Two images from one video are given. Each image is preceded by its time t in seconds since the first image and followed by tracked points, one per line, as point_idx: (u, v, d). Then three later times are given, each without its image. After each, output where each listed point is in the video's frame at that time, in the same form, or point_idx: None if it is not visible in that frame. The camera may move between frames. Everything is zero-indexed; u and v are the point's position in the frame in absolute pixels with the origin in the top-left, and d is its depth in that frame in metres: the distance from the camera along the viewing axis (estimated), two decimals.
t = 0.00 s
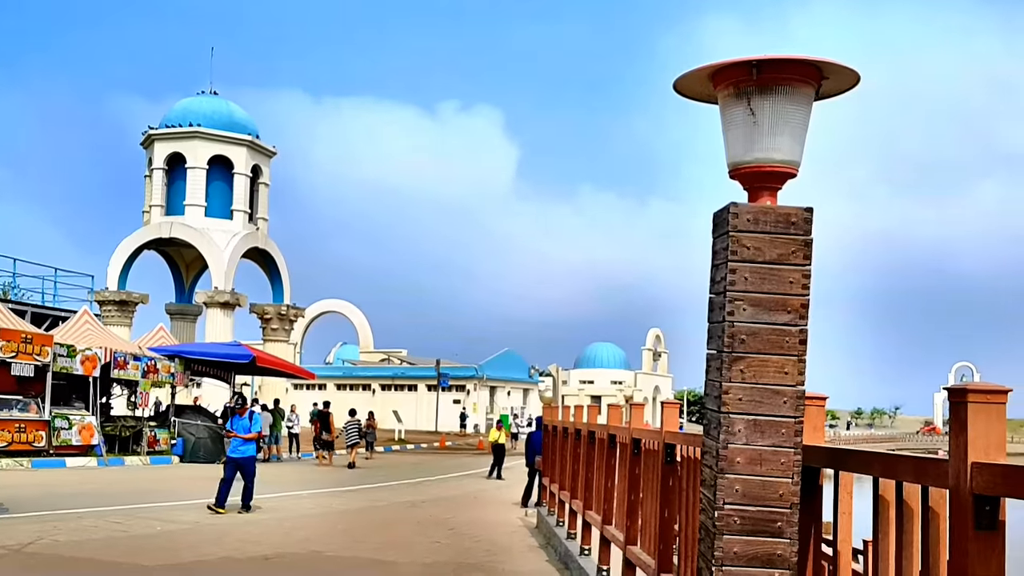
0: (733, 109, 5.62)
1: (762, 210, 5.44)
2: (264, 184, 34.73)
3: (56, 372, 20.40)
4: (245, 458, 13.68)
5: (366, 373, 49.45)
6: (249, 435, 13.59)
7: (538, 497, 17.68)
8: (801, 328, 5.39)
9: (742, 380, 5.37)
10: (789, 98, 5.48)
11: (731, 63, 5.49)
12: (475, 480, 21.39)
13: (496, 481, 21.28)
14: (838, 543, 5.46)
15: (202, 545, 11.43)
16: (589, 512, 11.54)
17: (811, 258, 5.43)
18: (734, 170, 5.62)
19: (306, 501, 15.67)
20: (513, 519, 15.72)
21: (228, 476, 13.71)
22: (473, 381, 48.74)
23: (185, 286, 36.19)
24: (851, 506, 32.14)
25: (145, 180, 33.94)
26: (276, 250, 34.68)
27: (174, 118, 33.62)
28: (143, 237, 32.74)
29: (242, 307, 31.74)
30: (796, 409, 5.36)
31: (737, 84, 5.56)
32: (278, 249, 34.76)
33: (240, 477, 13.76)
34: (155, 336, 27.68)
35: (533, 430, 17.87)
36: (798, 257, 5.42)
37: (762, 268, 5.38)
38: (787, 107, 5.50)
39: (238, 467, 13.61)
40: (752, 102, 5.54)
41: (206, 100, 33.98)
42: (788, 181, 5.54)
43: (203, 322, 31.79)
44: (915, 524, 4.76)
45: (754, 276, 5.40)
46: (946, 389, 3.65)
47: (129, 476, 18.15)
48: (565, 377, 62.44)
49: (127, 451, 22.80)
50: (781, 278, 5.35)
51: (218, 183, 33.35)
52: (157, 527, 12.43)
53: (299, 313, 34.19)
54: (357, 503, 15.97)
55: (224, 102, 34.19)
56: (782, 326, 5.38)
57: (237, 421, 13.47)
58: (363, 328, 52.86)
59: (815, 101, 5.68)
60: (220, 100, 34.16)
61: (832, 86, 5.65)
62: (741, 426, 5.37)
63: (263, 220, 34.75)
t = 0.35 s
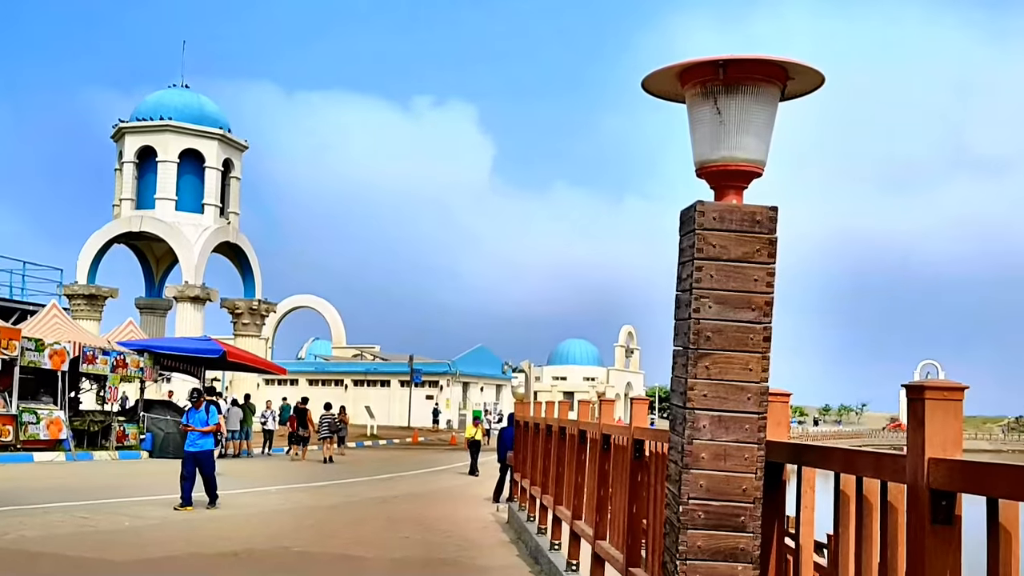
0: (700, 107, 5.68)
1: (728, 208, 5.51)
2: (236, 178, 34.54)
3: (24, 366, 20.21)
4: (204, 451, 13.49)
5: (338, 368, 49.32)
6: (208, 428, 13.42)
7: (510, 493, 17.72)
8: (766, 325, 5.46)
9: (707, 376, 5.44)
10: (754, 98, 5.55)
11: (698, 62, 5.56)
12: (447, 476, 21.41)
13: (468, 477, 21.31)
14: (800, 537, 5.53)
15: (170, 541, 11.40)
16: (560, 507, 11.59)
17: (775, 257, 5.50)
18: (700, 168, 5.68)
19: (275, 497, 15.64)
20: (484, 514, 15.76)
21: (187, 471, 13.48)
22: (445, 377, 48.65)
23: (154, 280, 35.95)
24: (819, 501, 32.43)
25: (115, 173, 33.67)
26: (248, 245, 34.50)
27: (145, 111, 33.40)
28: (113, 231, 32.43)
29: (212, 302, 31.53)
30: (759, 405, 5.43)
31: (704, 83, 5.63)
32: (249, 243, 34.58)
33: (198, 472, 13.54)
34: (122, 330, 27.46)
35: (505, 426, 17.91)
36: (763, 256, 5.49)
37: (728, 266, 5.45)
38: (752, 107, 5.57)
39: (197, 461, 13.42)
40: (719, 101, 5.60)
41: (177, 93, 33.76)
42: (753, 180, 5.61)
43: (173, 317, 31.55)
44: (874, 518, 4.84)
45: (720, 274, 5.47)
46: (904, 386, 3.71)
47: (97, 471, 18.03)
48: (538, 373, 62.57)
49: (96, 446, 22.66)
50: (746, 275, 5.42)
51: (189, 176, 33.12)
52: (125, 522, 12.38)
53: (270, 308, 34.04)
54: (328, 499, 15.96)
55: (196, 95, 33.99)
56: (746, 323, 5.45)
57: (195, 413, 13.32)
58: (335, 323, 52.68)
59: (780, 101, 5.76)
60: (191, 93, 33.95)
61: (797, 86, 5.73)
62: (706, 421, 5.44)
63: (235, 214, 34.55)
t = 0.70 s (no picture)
0: (664, 107, 5.64)
1: (692, 207, 5.47)
2: (203, 170, 34.23)
3: None
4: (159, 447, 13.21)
5: (308, 364, 49.07)
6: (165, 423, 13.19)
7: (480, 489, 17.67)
8: (729, 323, 5.42)
9: (670, 374, 5.40)
10: (717, 99, 5.51)
11: (662, 62, 5.50)
12: (417, 472, 21.33)
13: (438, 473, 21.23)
14: (763, 533, 5.49)
15: (133, 539, 11.23)
16: (529, 503, 11.54)
17: (739, 255, 5.47)
18: (665, 168, 5.63)
19: (241, 494, 15.49)
20: (453, 510, 15.71)
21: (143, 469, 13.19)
22: (417, 372, 48.55)
23: (120, 273, 35.58)
24: (787, 496, 32.67)
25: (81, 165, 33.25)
26: (215, 239, 34.19)
27: (111, 103, 33.02)
28: (78, 224, 31.98)
29: (179, 296, 31.21)
30: (723, 402, 5.39)
31: (667, 83, 5.57)
32: (217, 237, 34.28)
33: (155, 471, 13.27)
34: (88, 325, 27.12)
35: (475, 423, 17.84)
36: (726, 254, 5.45)
37: (692, 264, 5.40)
38: (715, 107, 5.53)
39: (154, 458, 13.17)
40: (682, 101, 5.55)
41: (144, 85, 33.41)
42: (716, 180, 5.57)
43: (139, 311, 31.18)
44: (834, 514, 4.81)
45: (683, 271, 5.42)
46: (862, 383, 3.67)
47: (60, 468, 17.80)
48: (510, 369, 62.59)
49: (59, 442, 22.38)
50: (709, 273, 5.38)
51: (155, 169, 32.79)
52: (86, 520, 12.20)
53: (238, 302, 33.76)
54: (295, 496, 15.84)
55: (163, 87, 33.65)
56: (709, 321, 5.42)
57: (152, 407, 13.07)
58: (305, 317, 52.39)
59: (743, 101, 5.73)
60: (159, 85, 33.61)
61: (760, 87, 5.71)
62: (669, 418, 5.39)
63: (202, 207, 34.24)
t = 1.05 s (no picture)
0: (630, 105, 5.71)
1: (658, 205, 5.55)
2: (176, 166, 34.00)
3: None
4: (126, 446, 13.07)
5: (281, 361, 48.88)
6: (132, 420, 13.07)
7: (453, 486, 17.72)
8: (694, 320, 5.50)
9: (637, 371, 5.47)
10: (683, 96, 5.59)
11: (628, 60, 5.56)
12: (390, 469, 21.35)
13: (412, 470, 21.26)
14: (728, 529, 5.57)
15: (104, 536, 11.21)
16: (500, 500, 11.61)
17: (704, 253, 5.55)
18: (631, 165, 5.70)
19: (212, 492, 15.45)
20: (426, 507, 15.75)
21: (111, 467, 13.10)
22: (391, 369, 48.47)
23: (91, 270, 35.31)
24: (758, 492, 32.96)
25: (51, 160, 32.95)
26: (187, 235, 33.99)
27: (82, 97, 32.74)
28: (48, 220, 31.68)
29: (151, 292, 31.01)
30: (689, 400, 5.48)
31: (635, 81, 5.64)
32: (189, 233, 34.09)
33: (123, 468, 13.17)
34: (58, 322, 26.92)
35: (448, 419, 17.88)
36: (692, 252, 5.53)
37: (658, 262, 5.47)
38: (682, 106, 5.61)
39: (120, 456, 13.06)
40: (649, 99, 5.62)
41: (116, 80, 33.15)
42: (682, 177, 5.65)
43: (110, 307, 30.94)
44: (797, 509, 4.89)
45: (650, 269, 5.48)
46: (822, 380, 3.75)
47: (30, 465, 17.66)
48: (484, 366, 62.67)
49: (29, 439, 22.34)
50: (676, 271, 5.46)
51: (127, 164, 32.54)
52: (56, 518, 12.14)
53: (211, 298, 33.59)
54: (267, 493, 15.82)
55: (135, 82, 33.40)
56: (675, 318, 5.49)
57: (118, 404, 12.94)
58: (278, 314, 52.21)
59: (709, 99, 5.81)
60: (130, 80, 33.36)
61: (725, 86, 5.79)
62: (634, 415, 5.47)
63: (174, 203, 34.03)
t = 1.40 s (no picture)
0: (599, 103, 5.71)
1: (626, 202, 5.56)
2: (148, 162, 33.72)
3: None
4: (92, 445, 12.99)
5: (254, 359, 48.58)
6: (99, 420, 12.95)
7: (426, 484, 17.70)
8: (662, 319, 5.51)
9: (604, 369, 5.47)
10: (651, 94, 5.60)
11: (596, 56, 5.57)
12: (363, 467, 21.29)
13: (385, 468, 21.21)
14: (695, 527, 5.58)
15: (73, 536, 11.11)
16: (473, 498, 11.60)
17: (672, 251, 5.56)
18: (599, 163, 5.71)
19: (182, 490, 15.35)
20: (398, 506, 15.72)
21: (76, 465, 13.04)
22: (365, 367, 48.29)
23: (62, 266, 34.98)
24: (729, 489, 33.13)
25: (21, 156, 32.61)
26: (159, 232, 33.74)
27: (53, 93, 32.41)
28: (19, 216, 31.31)
29: (123, 290, 30.76)
30: (656, 397, 5.50)
31: (603, 78, 5.65)
32: (161, 229, 33.84)
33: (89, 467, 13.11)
34: (28, 319, 26.64)
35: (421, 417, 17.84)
36: (660, 250, 5.54)
37: (625, 259, 5.48)
38: (649, 103, 5.62)
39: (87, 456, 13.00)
40: (617, 96, 5.63)
41: (87, 75, 32.85)
42: (650, 175, 5.66)
43: (80, 304, 30.65)
44: (763, 507, 4.91)
45: (617, 267, 5.49)
46: (787, 378, 3.76)
47: None
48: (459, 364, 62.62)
49: None
50: (643, 269, 5.46)
51: (98, 161, 32.25)
52: (25, 517, 12.03)
53: (183, 295, 33.37)
54: (239, 491, 15.75)
55: (107, 77, 33.10)
56: (643, 316, 5.50)
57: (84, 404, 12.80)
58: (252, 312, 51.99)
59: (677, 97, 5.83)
60: (101, 75, 33.07)
61: (694, 84, 5.81)
62: (602, 413, 5.48)
63: (146, 200, 33.77)
